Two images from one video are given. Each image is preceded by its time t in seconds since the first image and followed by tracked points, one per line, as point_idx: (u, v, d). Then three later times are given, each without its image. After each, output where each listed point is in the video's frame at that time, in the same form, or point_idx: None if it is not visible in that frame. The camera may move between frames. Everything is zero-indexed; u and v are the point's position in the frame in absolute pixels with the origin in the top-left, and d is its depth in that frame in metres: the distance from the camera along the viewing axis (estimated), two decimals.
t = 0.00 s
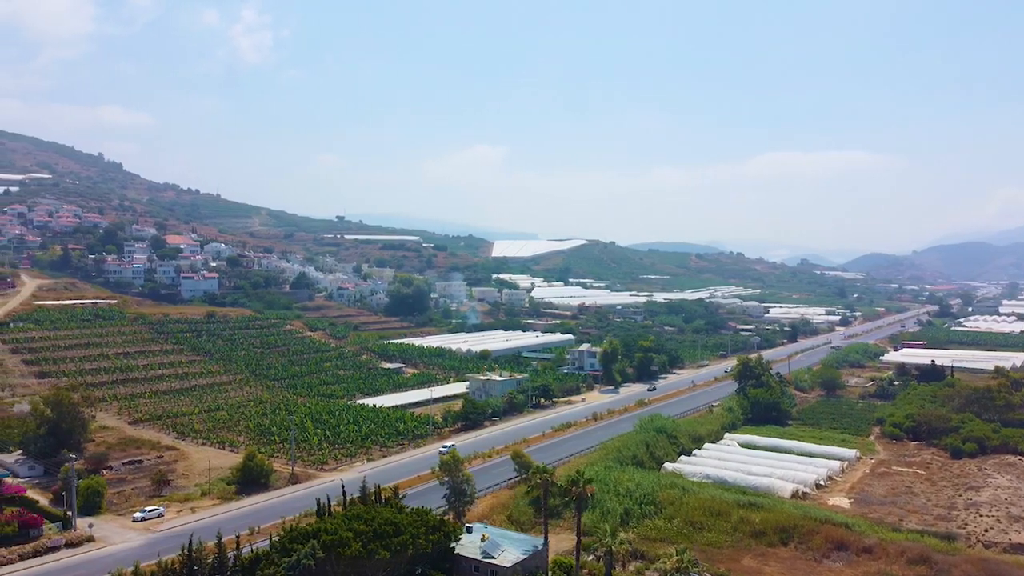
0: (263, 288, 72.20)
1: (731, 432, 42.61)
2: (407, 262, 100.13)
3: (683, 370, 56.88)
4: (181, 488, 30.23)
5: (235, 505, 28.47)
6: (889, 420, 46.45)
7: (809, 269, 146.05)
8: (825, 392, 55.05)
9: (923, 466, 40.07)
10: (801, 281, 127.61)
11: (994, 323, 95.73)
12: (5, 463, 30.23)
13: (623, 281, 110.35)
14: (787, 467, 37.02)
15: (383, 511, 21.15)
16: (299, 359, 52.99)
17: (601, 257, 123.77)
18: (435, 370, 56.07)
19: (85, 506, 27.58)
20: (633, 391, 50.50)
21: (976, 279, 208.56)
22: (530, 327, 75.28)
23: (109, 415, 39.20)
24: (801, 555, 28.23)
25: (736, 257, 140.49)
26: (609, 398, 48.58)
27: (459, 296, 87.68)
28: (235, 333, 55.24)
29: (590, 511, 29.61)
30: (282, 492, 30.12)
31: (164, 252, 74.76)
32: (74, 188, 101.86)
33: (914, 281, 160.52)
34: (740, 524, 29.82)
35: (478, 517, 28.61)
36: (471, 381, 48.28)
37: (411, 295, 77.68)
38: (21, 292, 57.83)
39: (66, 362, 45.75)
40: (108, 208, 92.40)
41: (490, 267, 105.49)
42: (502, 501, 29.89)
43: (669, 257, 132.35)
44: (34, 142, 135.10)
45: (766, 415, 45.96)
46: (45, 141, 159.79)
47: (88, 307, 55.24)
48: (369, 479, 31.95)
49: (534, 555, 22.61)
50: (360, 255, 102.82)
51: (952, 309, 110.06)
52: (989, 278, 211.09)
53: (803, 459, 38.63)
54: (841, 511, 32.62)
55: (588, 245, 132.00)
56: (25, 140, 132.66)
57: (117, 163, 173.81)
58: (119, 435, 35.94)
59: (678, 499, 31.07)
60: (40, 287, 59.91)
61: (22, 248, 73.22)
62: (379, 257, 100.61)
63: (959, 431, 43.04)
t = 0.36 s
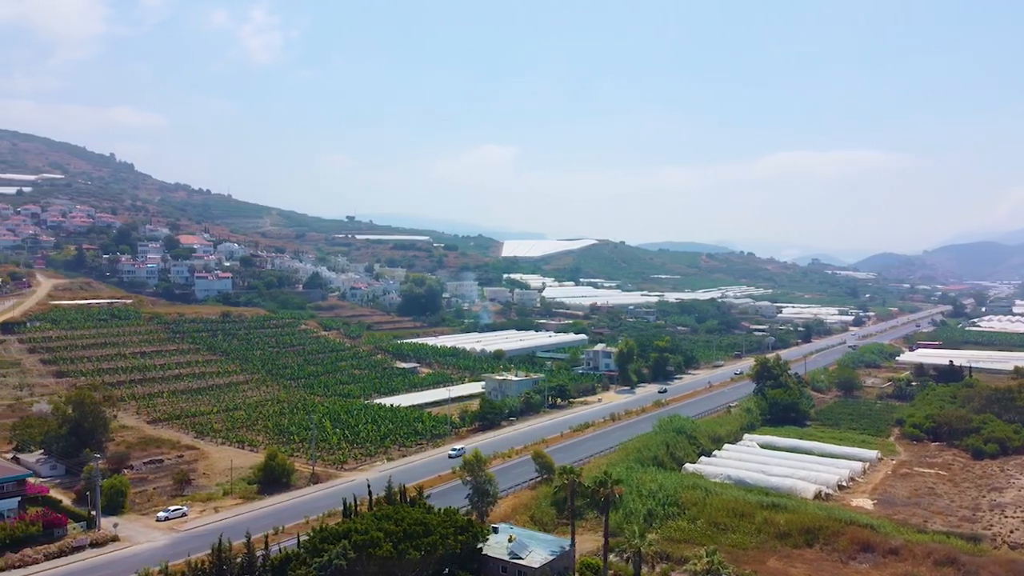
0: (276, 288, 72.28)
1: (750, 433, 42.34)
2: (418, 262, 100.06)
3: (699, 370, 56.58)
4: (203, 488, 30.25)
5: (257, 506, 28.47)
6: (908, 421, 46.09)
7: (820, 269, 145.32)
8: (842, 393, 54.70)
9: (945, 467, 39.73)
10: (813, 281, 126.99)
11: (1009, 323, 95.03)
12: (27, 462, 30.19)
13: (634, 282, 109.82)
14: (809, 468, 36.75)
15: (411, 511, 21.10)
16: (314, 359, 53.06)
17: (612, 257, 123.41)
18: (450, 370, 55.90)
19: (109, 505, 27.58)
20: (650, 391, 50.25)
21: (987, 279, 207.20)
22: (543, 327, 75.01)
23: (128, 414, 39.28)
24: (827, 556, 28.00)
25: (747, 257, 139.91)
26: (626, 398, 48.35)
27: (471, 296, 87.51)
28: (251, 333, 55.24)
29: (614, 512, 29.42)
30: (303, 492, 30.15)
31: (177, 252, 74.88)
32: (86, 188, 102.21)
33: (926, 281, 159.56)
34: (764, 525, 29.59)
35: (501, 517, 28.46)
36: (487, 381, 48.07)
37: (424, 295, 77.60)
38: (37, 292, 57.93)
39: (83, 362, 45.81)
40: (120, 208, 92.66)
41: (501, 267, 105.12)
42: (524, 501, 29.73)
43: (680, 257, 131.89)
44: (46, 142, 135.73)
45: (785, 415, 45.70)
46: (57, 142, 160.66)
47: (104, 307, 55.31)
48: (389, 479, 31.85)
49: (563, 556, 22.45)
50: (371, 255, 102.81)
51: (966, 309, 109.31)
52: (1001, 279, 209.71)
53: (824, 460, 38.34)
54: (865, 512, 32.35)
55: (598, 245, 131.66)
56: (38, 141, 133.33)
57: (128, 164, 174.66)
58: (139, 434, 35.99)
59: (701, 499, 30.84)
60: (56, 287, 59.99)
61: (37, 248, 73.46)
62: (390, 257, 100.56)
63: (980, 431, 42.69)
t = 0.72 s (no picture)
0: (289, 288, 72.32)
1: (770, 433, 42.06)
2: (429, 262, 100.02)
3: (714, 371, 56.31)
4: (225, 487, 30.31)
5: (279, 506, 28.48)
6: (928, 422, 45.75)
7: (831, 269, 144.64)
8: (859, 393, 54.39)
9: (967, 468, 39.38)
10: (824, 281, 126.42)
11: None
12: (49, 461, 30.20)
13: (645, 282, 109.33)
14: (830, 469, 36.49)
15: (440, 511, 21.03)
16: (329, 360, 53.10)
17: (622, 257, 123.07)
18: (464, 370, 55.77)
19: (132, 505, 27.58)
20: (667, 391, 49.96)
21: (998, 279, 205.89)
22: (556, 327, 74.65)
23: (147, 414, 39.32)
24: (853, 558, 27.80)
25: (757, 257, 139.38)
26: (643, 397, 48.05)
27: (483, 296, 87.36)
28: (266, 332, 55.27)
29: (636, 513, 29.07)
30: (324, 492, 30.24)
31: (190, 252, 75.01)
32: (98, 188, 102.55)
33: (938, 281, 158.56)
34: (788, 527, 29.37)
35: (523, 518, 28.32)
36: (503, 381, 47.88)
37: (436, 295, 77.53)
38: (52, 292, 58.02)
39: (101, 361, 45.90)
40: (133, 208, 92.93)
41: (512, 267, 104.89)
42: (546, 501, 29.56)
43: (690, 257, 131.46)
44: (58, 142, 136.25)
45: (803, 416, 45.44)
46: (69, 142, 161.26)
47: (120, 307, 55.34)
48: (409, 479, 31.74)
49: (591, 558, 22.29)
50: (382, 255, 102.80)
51: (980, 309, 108.64)
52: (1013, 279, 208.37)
53: (846, 461, 38.05)
54: (889, 514, 32.07)
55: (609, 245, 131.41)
56: (50, 141, 133.95)
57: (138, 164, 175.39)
58: (158, 434, 36.07)
59: (725, 500, 30.61)
60: (71, 287, 60.03)
61: (51, 248, 73.64)
62: (401, 257, 100.55)
63: (1002, 431, 42.35)
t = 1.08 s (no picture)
0: (302, 288, 72.41)
1: (789, 434, 41.79)
2: (440, 262, 99.99)
3: (730, 371, 56.04)
4: (247, 487, 30.38)
5: (300, 506, 28.49)
6: (948, 423, 45.35)
7: (843, 269, 143.82)
8: (877, 394, 54.05)
9: (989, 469, 39.01)
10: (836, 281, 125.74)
11: None
12: (71, 461, 30.25)
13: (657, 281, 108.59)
14: (852, 471, 36.23)
15: (469, 512, 20.98)
16: (345, 357, 53.69)
17: (633, 256, 122.71)
18: (479, 370, 55.61)
19: (155, 505, 27.62)
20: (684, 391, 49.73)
21: (1010, 279, 204.27)
22: (569, 327, 73.81)
23: (165, 413, 39.43)
24: (879, 559, 27.56)
25: (769, 257, 138.76)
26: (660, 396, 47.91)
27: (495, 295, 87.20)
28: (281, 332, 55.35)
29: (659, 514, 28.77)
30: (345, 492, 30.26)
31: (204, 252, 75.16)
32: (111, 188, 102.91)
33: (950, 281, 157.51)
34: (813, 528, 29.15)
35: (546, 518, 28.18)
36: (519, 380, 47.72)
37: (449, 295, 77.45)
38: (68, 292, 58.14)
39: (118, 361, 45.98)
40: (146, 208, 93.21)
41: (523, 267, 104.64)
42: (569, 502, 29.40)
43: (701, 257, 131.00)
44: (70, 143, 136.86)
45: (822, 416, 45.17)
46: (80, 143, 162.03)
47: (135, 307, 55.45)
48: (430, 480, 31.66)
49: (619, 559, 22.12)
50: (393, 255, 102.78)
51: (994, 309, 107.82)
52: None
53: (867, 462, 37.77)
54: (914, 515, 31.79)
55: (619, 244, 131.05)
56: (62, 141, 134.54)
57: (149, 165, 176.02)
58: (178, 433, 36.18)
59: (749, 501, 30.38)
60: (86, 287, 60.12)
61: (65, 248, 73.91)
62: (412, 257, 100.57)
63: None
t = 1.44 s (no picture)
0: (318, 288, 72.59)
1: (812, 435, 41.49)
2: (453, 262, 99.93)
3: (749, 371, 55.74)
4: (272, 486, 30.45)
5: (326, 506, 28.49)
6: (973, 424, 44.91)
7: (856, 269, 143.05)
8: (898, 395, 53.68)
9: (1016, 470, 38.60)
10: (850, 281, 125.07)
11: None
12: (97, 460, 30.26)
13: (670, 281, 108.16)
14: (878, 472, 35.94)
15: (504, 512, 20.85)
16: (362, 357, 53.83)
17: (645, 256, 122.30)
18: (496, 370, 55.45)
19: (183, 505, 27.64)
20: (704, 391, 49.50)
21: None
22: (584, 327, 73.50)
23: (188, 412, 39.57)
24: (912, 561, 27.31)
25: (782, 257, 138.14)
26: (680, 396, 47.78)
27: (509, 295, 87.07)
28: (299, 332, 55.55)
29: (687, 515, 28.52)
30: (370, 492, 30.24)
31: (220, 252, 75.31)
32: (126, 189, 103.34)
33: (964, 281, 156.45)
34: (843, 530, 28.92)
35: (574, 519, 28.00)
36: (538, 380, 47.50)
37: (463, 295, 77.35)
38: (86, 292, 58.29)
39: (138, 360, 46.09)
40: (160, 208, 93.52)
41: (536, 267, 104.44)
42: (596, 503, 29.20)
43: (714, 257, 130.50)
44: (84, 143, 137.49)
45: (845, 417, 44.83)
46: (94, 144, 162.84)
47: (154, 306, 55.56)
48: (454, 480, 31.57)
49: (653, 561, 21.93)
50: (406, 255, 102.83)
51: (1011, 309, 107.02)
52: None
53: (893, 464, 37.46)
54: (943, 517, 31.49)
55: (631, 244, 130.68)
56: (76, 142, 135.22)
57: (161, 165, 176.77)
58: (201, 432, 36.29)
59: (777, 503, 30.20)
60: (104, 287, 60.24)
61: (82, 248, 74.17)
62: (425, 257, 100.56)
63: None
